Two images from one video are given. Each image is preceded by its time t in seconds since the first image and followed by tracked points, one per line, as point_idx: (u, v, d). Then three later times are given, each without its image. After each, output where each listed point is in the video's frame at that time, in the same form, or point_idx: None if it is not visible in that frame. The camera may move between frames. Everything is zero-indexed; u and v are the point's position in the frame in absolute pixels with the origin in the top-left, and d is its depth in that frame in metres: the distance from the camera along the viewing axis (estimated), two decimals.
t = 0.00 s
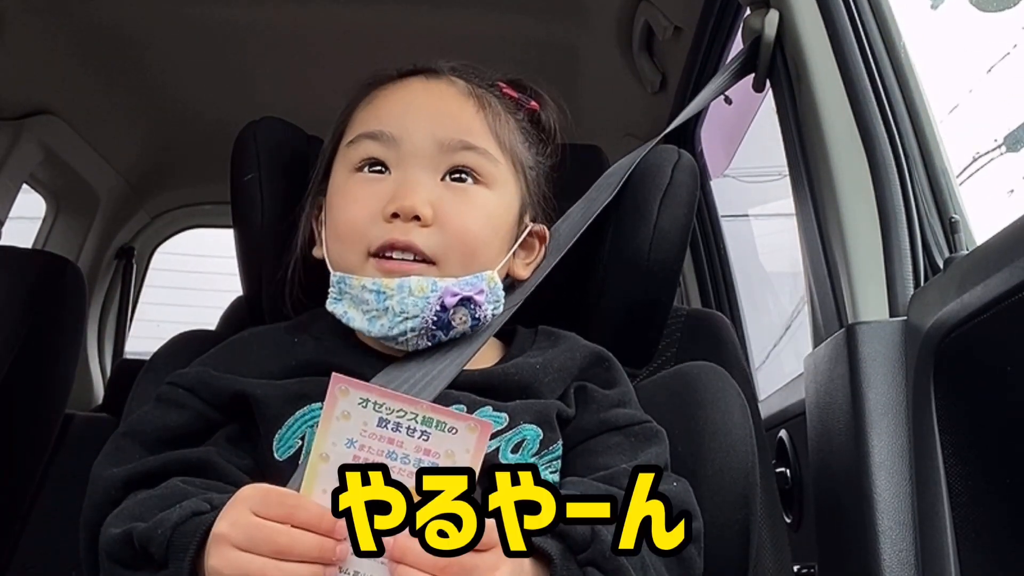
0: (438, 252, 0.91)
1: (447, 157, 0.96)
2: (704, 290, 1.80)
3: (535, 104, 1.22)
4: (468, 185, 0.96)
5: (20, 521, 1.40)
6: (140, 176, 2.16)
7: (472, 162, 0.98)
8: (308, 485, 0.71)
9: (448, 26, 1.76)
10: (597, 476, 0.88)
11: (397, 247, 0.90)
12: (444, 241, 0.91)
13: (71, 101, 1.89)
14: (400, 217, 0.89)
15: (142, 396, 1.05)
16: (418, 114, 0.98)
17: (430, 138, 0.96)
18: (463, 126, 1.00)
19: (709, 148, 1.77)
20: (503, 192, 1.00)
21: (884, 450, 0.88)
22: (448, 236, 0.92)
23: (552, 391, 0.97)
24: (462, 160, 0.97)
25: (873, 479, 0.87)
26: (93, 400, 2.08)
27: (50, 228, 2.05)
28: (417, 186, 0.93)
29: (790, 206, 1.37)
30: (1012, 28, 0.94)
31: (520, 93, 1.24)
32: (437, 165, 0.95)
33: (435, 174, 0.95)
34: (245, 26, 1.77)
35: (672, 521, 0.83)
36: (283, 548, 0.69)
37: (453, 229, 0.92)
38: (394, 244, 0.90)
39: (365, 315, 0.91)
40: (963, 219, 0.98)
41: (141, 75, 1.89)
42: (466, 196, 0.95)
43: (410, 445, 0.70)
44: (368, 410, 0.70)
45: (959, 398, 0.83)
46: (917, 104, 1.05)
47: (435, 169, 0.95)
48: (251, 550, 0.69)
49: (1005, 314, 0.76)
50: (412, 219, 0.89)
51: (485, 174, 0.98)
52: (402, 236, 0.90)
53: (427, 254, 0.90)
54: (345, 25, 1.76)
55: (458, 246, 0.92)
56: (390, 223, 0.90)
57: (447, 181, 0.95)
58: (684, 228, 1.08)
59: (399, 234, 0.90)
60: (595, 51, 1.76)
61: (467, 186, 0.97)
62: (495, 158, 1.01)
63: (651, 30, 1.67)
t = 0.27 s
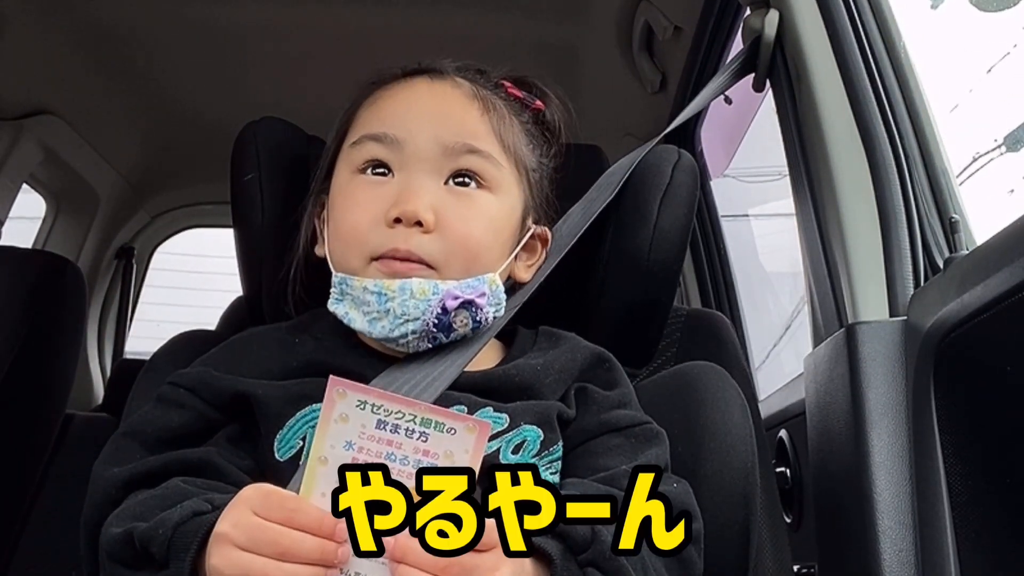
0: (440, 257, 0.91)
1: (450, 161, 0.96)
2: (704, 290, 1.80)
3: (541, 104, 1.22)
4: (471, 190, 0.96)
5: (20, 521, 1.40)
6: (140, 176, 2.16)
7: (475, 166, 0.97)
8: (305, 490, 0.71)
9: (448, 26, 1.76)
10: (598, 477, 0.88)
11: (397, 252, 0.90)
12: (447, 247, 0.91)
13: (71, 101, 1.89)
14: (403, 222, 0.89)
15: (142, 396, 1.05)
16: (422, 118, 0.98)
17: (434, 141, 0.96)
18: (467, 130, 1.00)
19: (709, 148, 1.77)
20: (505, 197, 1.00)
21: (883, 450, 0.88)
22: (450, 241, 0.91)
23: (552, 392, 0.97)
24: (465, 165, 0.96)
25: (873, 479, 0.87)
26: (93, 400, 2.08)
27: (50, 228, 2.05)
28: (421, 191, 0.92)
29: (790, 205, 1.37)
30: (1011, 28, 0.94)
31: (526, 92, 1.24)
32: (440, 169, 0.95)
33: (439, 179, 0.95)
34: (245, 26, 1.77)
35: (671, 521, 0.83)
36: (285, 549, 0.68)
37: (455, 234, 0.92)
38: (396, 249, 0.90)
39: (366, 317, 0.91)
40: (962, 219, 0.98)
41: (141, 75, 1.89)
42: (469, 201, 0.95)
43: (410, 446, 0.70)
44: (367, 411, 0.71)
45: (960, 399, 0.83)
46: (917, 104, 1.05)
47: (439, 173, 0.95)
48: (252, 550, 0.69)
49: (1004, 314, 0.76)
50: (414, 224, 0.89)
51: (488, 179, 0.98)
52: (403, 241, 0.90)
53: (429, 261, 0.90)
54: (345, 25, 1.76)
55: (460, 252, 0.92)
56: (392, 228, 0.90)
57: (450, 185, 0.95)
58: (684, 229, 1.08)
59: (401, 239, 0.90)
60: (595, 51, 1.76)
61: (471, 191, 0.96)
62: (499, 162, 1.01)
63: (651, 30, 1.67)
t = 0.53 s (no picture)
0: (440, 261, 0.91)
1: (450, 164, 0.96)
2: (704, 290, 1.80)
3: (542, 103, 1.22)
4: (472, 192, 0.96)
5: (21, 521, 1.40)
6: (140, 176, 2.16)
7: (476, 169, 0.97)
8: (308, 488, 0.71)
9: (448, 25, 1.76)
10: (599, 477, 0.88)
11: (397, 256, 0.90)
12: (447, 250, 0.91)
13: (71, 101, 1.89)
14: (402, 225, 0.89)
15: (143, 396, 1.05)
16: (422, 120, 0.98)
17: (435, 144, 0.96)
18: (467, 132, 1.00)
19: (709, 148, 1.77)
20: (506, 199, 1.00)
21: (883, 449, 0.88)
22: (450, 245, 0.91)
23: (552, 392, 0.97)
24: (465, 167, 0.96)
25: (873, 478, 0.87)
26: (93, 400, 2.08)
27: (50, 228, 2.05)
28: (421, 194, 0.92)
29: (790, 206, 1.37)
30: (1011, 27, 0.94)
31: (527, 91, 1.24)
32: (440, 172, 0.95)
33: (439, 182, 0.94)
34: (244, 26, 1.77)
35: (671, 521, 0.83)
36: (291, 547, 0.69)
37: (456, 238, 0.92)
38: (396, 253, 0.90)
39: (366, 319, 0.91)
40: (962, 219, 0.98)
41: (141, 75, 1.89)
42: (469, 204, 0.95)
43: (411, 446, 0.70)
44: (368, 411, 0.71)
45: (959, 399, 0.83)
46: (916, 104, 1.05)
47: (439, 176, 0.95)
48: (257, 548, 0.69)
49: (1004, 314, 0.76)
50: (414, 228, 0.89)
51: (488, 181, 0.98)
52: (403, 245, 0.90)
53: (429, 265, 0.90)
54: (344, 25, 1.76)
55: (460, 255, 0.92)
56: (392, 232, 0.90)
57: (450, 188, 0.95)
58: (684, 229, 1.08)
59: (401, 243, 0.90)
60: (595, 51, 1.76)
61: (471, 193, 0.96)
62: (499, 164, 1.01)
63: (651, 30, 1.67)
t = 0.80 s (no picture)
0: (438, 265, 0.91)
1: (448, 166, 0.96)
2: (704, 290, 1.80)
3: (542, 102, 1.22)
4: (469, 196, 0.96)
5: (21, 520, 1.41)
6: (140, 177, 2.16)
7: (474, 171, 0.97)
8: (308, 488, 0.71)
9: (448, 26, 1.76)
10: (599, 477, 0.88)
11: (396, 261, 0.90)
12: (444, 255, 0.91)
13: (70, 102, 1.89)
14: (400, 230, 0.89)
15: (143, 396, 1.05)
16: (420, 122, 0.98)
17: (432, 146, 0.96)
18: (465, 133, 1.00)
19: (710, 148, 1.77)
20: (504, 202, 1.00)
21: (883, 449, 0.88)
22: (448, 250, 0.92)
23: (552, 392, 0.97)
24: (463, 170, 0.96)
25: (873, 478, 0.87)
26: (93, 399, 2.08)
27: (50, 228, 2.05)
28: (418, 197, 0.92)
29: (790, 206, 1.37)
30: (1011, 27, 0.94)
31: (527, 88, 1.24)
32: (437, 175, 0.95)
33: (437, 186, 0.94)
34: (243, 27, 1.77)
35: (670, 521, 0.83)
36: (292, 547, 0.69)
37: (453, 242, 0.92)
38: (394, 258, 0.90)
39: (364, 323, 0.92)
40: (962, 219, 0.98)
41: (140, 75, 1.89)
42: (467, 208, 0.95)
43: (411, 447, 0.70)
44: (368, 412, 0.70)
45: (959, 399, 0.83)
46: (916, 104, 1.05)
47: (436, 179, 0.95)
48: (258, 549, 0.69)
49: (1004, 314, 0.76)
50: (412, 233, 0.90)
51: (486, 184, 0.98)
52: (401, 250, 0.90)
53: (426, 270, 0.90)
54: (344, 25, 1.76)
55: (458, 259, 0.92)
56: (390, 236, 0.90)
57: (448, 192, 0.95)
58: (684, 229, 1.08)
59: (399, 248, 0.90)
60: (595, 51, 1.76)
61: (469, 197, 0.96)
62: (498, 166, 1.01)
63: (651, 30, 1.67)
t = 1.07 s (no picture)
0: (436, 266, 0.91)
1: (445, 167, 0.95)
2: (704, 289, 1.81)
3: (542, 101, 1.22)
4: (467, 196, 0.96)
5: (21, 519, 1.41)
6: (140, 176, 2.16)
7: (471, 172, 0.97)
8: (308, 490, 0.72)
9: (448, 26, 1.76)
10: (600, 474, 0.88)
11: (393, 262, 0.90)
12: (442, 256, 0.91)
13: (70, 102, 1.90)
14: (397, 231, 0.89)
15: (143, 395, 1.05)
16: (418, 123, 0.98)
17: (429, 147, 0.96)
18: (463, 134, 0.99)
19: (709, 147, 1.77)
20: (501, 202, 1.00)
21: (883, 449, 0.88)
22: (445, 250, 0.92)
23: (552, 389, 0.97)
24: (461, 171, 0.96)
25: (873, 478, 0.87)
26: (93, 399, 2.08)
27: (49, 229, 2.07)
28: (416, 198, 0.92)
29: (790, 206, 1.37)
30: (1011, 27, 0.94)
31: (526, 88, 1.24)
32: (435, 176, 0.95)
33: (434, 186, 0.94)
34: (243, 27, 1.77)
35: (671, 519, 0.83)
36: (291, 548, 0.69)
37: (451, 243, 0.92)
38: (391, 259, 0.90)
39: (362, 324, 0.93)
40: (962, 219, 0.97)
41: (140, 75, 1.89)
42: (465, 208, 0.94)
43: (410, 448, 0.70)
44: (367, 413, 0.70)
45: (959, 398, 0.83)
46: (916, 103, 1.05)
47: (434, 180, 0.95)
48: (257, 551, 0.69)
49: (1005, 314, 0.76)
50: (410, 234, 0.89)
51: (484, 184, 0.98)
52: (399, 251, 0.90)
53: (423, 270, 0.90)
54: (344, 25, 1.76)
55: (455, 260, 0.92)
56: (387, 237, 0.90)
57: (446, 193, 0.95)
58: (684, 229, 1.08)
59: (396, 249, 0.90)
60: (595, 51, 1.76)
61: (466, 197, 0.96)
62: (495, 167, 1.00)
63: (651, 30, 1.67)
